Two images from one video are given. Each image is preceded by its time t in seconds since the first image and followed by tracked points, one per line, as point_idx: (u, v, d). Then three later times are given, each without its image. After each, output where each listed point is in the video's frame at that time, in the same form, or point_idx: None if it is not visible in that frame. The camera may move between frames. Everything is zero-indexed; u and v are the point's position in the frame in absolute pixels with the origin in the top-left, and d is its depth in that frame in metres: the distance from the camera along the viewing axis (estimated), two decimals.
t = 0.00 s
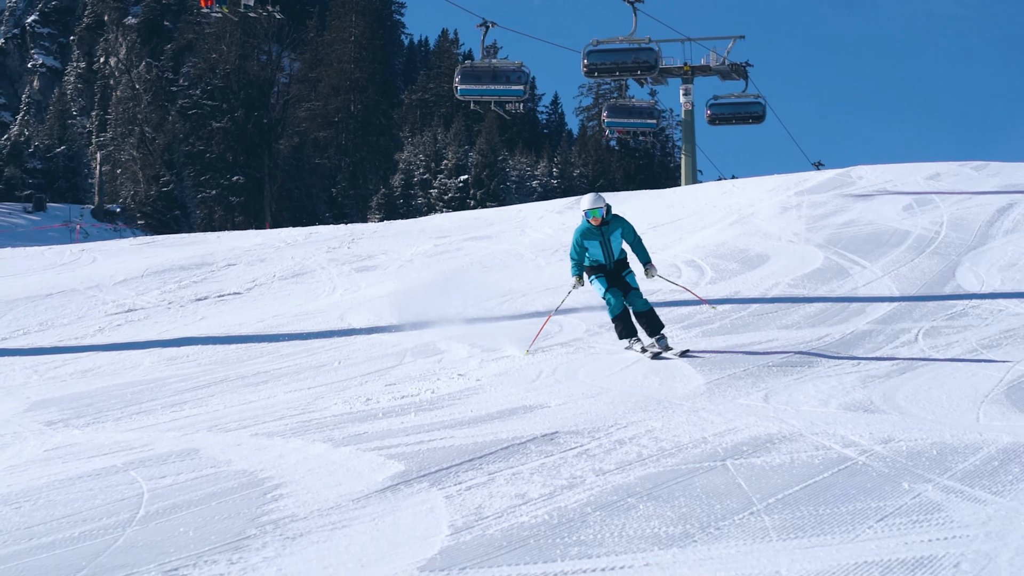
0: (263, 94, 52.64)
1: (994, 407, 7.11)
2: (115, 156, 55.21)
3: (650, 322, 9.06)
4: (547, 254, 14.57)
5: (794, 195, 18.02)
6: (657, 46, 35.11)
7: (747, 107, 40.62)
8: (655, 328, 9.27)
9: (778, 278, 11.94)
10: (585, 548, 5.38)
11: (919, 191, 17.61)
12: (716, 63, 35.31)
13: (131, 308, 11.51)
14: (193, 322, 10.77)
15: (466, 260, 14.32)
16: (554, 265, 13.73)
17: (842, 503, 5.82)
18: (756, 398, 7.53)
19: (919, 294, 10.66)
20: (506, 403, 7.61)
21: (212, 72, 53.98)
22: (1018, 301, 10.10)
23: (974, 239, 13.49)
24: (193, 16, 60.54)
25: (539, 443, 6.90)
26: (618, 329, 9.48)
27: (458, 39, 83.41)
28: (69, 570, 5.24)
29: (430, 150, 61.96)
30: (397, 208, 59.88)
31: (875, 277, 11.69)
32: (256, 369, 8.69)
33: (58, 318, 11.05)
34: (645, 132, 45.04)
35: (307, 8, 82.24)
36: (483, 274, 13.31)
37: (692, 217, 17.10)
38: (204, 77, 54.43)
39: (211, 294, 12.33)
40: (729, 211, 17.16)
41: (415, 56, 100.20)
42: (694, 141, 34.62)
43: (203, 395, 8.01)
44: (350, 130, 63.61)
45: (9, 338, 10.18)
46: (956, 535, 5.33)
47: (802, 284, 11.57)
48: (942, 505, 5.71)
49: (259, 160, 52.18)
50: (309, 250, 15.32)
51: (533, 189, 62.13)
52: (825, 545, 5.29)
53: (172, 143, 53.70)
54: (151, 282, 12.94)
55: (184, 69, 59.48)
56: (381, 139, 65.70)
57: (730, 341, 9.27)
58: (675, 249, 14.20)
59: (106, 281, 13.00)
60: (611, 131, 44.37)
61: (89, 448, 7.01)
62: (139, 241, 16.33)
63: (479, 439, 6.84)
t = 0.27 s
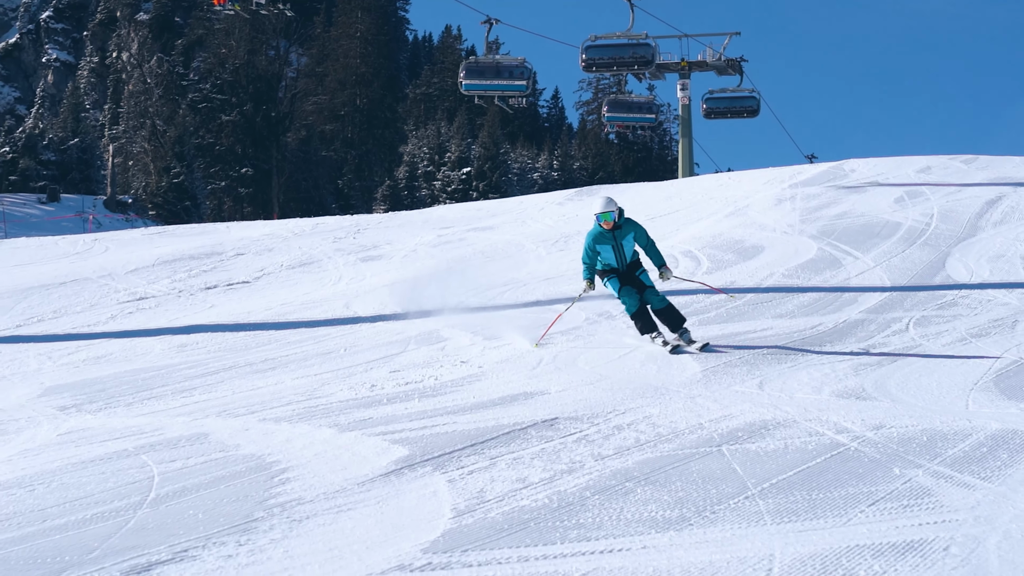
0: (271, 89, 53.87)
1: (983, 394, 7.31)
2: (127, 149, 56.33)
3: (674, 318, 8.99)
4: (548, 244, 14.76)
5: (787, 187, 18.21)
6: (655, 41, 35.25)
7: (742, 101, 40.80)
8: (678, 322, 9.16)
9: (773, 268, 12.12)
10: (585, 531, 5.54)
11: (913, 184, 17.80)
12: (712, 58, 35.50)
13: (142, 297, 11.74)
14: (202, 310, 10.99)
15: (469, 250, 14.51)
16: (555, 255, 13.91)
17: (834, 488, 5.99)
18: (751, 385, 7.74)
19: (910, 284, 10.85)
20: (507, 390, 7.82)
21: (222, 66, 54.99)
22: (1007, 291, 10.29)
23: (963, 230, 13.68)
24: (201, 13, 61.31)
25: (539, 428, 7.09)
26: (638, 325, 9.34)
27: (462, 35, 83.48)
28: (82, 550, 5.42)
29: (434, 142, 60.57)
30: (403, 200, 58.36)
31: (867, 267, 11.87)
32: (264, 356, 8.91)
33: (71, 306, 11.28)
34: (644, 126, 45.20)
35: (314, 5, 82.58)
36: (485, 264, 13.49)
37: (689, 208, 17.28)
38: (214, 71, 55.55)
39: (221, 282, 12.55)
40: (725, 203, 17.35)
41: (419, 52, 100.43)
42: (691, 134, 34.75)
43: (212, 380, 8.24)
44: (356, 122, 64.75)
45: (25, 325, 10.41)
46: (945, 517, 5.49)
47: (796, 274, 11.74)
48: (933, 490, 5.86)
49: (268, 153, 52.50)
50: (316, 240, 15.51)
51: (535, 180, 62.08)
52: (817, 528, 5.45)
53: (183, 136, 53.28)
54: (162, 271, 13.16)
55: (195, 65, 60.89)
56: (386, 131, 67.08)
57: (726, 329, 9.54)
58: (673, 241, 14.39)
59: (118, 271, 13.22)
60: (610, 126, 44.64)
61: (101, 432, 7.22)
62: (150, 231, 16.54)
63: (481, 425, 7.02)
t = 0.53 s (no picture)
0: (286, 87, 54.65)
1: (974, 386, 7.56)
2: (147, 144, 56.22)
3: (693, 317, 8.95)
4: (552, 239, 14.99)
5: (785, 185, 18.45)
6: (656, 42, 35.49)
7: (740, 101, 40.97)
8: (698, 324, 9.15)
9: (770, 263, 12.36)
10: (587, 517, 5.76)
11: (909, 182, 18.03)
12: (713, 60, 35.75)
13: (159, 288, 12.02)
14: (218, 301, 11.27)
15: (475, 244, 14.76)
16: (559, 250, 14.17)
17: (828, 476, 6.22)
18: (749, 376, 8.00)
19: (903, 279, 11.11)
20: (513, 379, 8.08)
21: (238, 65, 55.21)
22: (997, 286, 10.53)
23: (955, 227, 13.93)
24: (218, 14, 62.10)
25: (543, 417, 7.33)
26: (655, 327, 9.20)
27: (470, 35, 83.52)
28: (100, 533, 5.66)
29: (444, 139, 60.67)
30: (412, 194, 58.90)
31: (862, 263, 12.11)
32: (277, 346, 9.19)
33: (91, 296, 11.57)
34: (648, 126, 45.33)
35: (326, 6, 83.22)
36: (490, 258, 13.75)
37: (690, 205, 17.53)
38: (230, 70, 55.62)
39: (235, 274, 12.83)
40: (724, 200, 17.61)
41: (429, 51, 100.90)
42: (692, 134, 34.95)
43: (227, 369, 8.53)
44: (367, 121, 64.29)
45: (46, 314, 10.70)
46: (936, 504, 5.71)
47: (793, 269, 11.99)
48: (924, 479, 6.09)
49: (283, 149, 53.60)
50: (328, 233, 15.78)
51: (540, 177, 61.97)
52: (812, 515, 5.67)
53: (199, 132, 51.89)
54: (179, 263, 13.44)
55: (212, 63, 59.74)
56: (396, 130, 67.27)
57: (724, 322, 9.80)
58: (674, 237, 14.62)
59: (136, 262, 13.52)
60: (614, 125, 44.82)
61: (119, 419, 7.49)
62: (168, 225, 16.84)
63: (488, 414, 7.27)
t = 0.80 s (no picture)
0: (302, 88, 54.39)
1: (964, 378, 7.84)
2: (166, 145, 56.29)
3: (709, 319, 8.89)
4: (558, 236, 15.27)
5: (784, 184, 18.71)
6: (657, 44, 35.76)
7: (739, 103, 41.24)
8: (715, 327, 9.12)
9: (769, 260, 12.63)
10: (591, 505, 6.01)
11: (905, 181, 18.28)
12: (713, 63, 35.99)
13: (179, 281, 12.37)
14: (235, 295, 11.60)
15: (483, 241, 15.04)
16: (565, 246, 14.45)
17: (824, 465, 6.48)
18: (748, 369, 8.29)
19: (897, 275, 11.38)
20: (520, 371, 8.36)
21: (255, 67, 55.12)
22: (989, 282, 10.78)
23: (949, 225, 14.19)
24: (236, 17, 61.18)
25: (549, 408, 7.60)
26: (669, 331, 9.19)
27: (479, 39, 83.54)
28: (122, 518, 5.93)
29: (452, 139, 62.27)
30: (423, 192, 59.99)
31: (857, 259, 12.37)
32: (292, 339, 9.50)
33: (113, 289, 11.96)
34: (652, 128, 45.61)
35: (341, 10, 84.27)
36: (497, 253, 14.02)
37: (692, 203, 17.79)
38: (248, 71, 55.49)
39: (252, 269, 13.15)
40: (725, 199, 17.87)
41: (439, 54, 101.46)
42: (692, 136, 35.18)
43: (245, 360, 8.84)
44: (380, 121, 65.18)
45: (70, 306, 11.09)
46: (927, 493, 5.95)
47: (791, 265, 12.25)
48: (917, 468, 6.33)
49: (298, 148, 53.44)
50: (342, 229, 16.07)
51: (547, 176, 61.33)
52: (808, 502, 5.92)
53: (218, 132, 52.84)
54: (198, 258, 13.81)
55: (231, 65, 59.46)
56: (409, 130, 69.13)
57: (725, 317, 10.08)
58: (677, 233, 14.89)
59: (156, 257, 13.90)
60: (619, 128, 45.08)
61: (139, 409, 7.78)
62: (188, 221, 17.20)
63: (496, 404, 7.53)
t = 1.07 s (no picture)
0: (320, 88, 53.74)
1: (964, 372, 8.05)
2: (188, 141, 60.00)
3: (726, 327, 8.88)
4: (567, 232, 15.54)
5: (788, 183, 18.93)
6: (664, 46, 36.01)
7: (745, 103, 41.44)
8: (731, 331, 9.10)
9: (773, 256, 12.85)
10: (600, 494, 6.16)
11: (908, 180, 18.46)
12: (720, 64, 36.19)
13: (200, 277, 12.77)
14: (255, 290, 11.96)
15: (495, 237, 15.31)
16: (575, 242, 14.72)
17: (827, 457, 6.66)
18: (754, 363, 8.52)
19: (898, 272, 11.60)
20: (531, 364, 8.62)
21: (274, 68, 55.51)
22: (988, 279, 10.99)
23: (949, 224, 14.40)
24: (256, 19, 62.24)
25: (559, 400, 7.83)
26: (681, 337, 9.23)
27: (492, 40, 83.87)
28: (143, 506, 6.09)
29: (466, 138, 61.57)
30: (437, 189, 59.79)
31: (859, 256, 12.59)
32: (310, 332, 9.80)
33: (137, 284, 12.43)
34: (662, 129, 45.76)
35: (358, 12, 85.11)
36: (508, 249, 14.28)
37: (698, 201, 18.04)
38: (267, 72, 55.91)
39: (272, 264, 13.49)
40: (731, 197, 18.11)
41: (454, 56, 101.98)
42: (700, 136, 35.37)
43: (264, 353, 9.13)
44: (396, 121, 64.09)
45: (94, 300, 11.64)
46: (930, 484, 6.10)
47: (795, 262, 12.47)
48: (918, 460, 6.49)
49: (315, 146, 53.06)
50: (358, 226, 16.36)
51: (557, 174, 63.63)
52: (813, 493, 6.08)
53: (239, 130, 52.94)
54: (219, 254, 14.21)
55: (249, 65, 61.02)
56: (422, 130, 66.00)
57: (730, 312, 10.32)
58: (683, 230, 15.14)
59: (178, 253, 14.35)
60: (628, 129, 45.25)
61: (160, 399, 8.02)
62: (210, 217, 17.61)
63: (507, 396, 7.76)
